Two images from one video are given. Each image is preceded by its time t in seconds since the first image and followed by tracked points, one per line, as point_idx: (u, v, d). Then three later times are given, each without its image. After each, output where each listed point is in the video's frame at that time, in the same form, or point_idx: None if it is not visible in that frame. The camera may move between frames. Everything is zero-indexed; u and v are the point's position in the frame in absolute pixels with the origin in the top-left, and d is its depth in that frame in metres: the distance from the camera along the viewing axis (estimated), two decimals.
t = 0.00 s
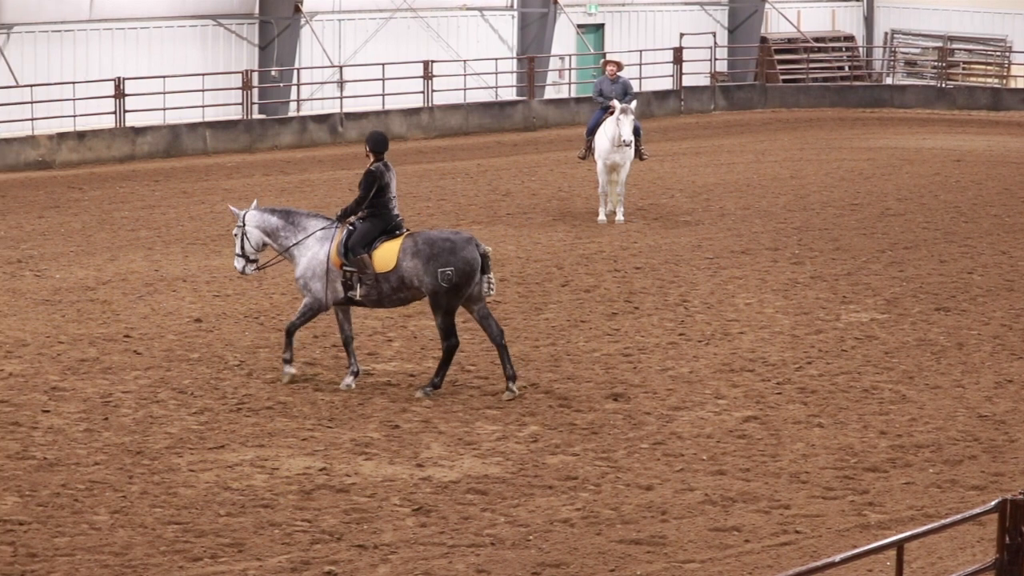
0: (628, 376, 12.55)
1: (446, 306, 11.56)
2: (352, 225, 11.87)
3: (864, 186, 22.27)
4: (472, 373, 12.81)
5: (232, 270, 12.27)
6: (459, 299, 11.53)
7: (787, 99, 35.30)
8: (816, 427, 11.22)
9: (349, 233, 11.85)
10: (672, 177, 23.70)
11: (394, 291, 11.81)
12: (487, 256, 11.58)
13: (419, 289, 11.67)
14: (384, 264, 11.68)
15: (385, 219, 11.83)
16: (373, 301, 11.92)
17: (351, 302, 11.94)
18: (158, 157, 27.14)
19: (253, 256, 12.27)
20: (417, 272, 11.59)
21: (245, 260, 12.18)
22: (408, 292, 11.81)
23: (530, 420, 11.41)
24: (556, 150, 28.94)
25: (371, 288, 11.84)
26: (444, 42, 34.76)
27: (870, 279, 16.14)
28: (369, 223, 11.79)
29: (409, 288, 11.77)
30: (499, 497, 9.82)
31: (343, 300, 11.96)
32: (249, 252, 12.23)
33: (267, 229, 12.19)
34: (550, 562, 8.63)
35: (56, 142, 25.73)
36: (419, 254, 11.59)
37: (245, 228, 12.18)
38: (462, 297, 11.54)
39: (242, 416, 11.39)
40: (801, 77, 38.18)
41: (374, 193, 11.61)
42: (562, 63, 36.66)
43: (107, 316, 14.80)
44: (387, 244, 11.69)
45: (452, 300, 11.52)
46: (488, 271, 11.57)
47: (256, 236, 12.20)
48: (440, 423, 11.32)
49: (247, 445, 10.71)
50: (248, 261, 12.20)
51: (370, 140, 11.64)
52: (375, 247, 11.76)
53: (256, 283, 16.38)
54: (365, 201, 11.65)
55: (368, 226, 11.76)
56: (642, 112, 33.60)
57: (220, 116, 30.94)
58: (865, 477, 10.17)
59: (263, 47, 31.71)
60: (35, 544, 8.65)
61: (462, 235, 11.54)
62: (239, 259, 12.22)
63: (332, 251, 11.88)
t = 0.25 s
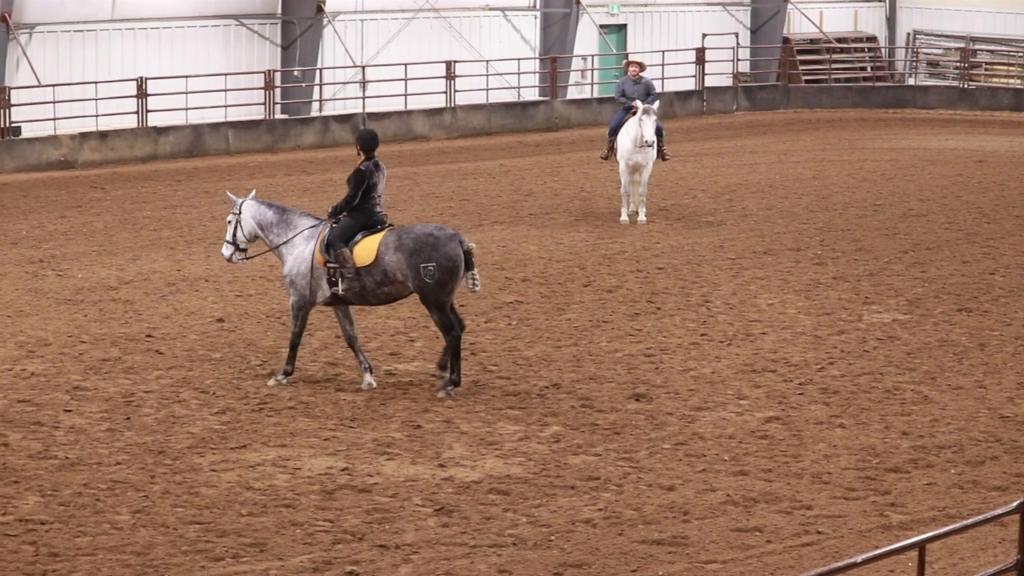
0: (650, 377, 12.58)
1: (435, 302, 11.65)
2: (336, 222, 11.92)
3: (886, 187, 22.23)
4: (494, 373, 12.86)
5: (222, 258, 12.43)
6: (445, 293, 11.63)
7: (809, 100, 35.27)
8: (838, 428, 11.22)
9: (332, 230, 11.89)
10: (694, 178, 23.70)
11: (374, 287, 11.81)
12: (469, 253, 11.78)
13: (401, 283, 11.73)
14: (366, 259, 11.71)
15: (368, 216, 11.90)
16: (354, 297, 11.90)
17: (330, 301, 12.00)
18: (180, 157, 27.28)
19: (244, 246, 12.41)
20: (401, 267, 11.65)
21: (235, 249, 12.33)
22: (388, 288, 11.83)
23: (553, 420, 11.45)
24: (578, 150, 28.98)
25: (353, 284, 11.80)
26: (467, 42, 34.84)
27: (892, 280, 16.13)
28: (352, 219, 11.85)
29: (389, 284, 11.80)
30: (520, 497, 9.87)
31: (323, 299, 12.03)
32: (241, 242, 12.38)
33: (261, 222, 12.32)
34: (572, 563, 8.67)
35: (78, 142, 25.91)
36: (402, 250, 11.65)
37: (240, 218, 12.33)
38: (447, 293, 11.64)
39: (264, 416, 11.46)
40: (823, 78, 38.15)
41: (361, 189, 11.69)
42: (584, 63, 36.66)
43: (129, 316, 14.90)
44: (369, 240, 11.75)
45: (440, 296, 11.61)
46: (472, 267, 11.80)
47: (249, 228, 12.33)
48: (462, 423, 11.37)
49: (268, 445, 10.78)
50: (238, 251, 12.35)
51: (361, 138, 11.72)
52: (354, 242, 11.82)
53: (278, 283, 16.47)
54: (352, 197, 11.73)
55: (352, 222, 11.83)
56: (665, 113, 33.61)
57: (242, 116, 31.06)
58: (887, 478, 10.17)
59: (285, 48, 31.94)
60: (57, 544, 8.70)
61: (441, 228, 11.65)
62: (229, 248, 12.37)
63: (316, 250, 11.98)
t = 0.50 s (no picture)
0: (668, 377, 12.60)
1: (422, 306, 11.72)
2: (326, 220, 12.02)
3: (905, 187, 22.19)
4: (513, 373, 12.90)
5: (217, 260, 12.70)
6: (434, 297, 11.68)
7: (828, 101, 35.24)
8: (857, 428, 11.23)
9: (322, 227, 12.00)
10: (713, 178, 23.69)
11: (362, 287, 11.94)
12: (458, 259, 11.80)
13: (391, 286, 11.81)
14: (353, 259, 11.84)
15: (358, 215, 11.99)
16: (342, 295, 12.05)
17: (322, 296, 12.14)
18: (199, 157, 27.41)
19: (236, 247, 12.64)
20: (388, 269, 11.74)
21: (227, 252, 12.57)
22: (377, 288, 11.94)
23: (571, 420, 11.49)
24: (596, 151, 29.00)
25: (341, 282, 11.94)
26: (486, 43, 34.99)
27: (911, 280, 16.11)
28: (342, 218, 11.94)
29: (377, 284, 11.91)
30: (539, 497, 9.91)
31: (316, 294, 12.17)
32: (233, 243, 12.62)
33: (250, 223, 12.51)
34: (590, 563, 8.70)
35: (97, 142, 26.07)
36: (390, 252, 11.73)
37: (229, 220, 12.55)
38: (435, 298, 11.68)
39: (283, 416, 11.52)
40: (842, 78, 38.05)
41: (350, 189, 11.76)
42: (603, 63, 36.66)
43: (149, 316, 14.99)
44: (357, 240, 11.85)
45: (429, 299, 11.65)
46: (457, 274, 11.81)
47: (239, 230, 12.55)
48: (481, 423, 11.42)
49: (287, 445, 10.84)
50: (230, 253, 12.59)
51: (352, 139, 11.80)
52: (343, 241, 11.92)
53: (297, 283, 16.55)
54: (341, 197, 11.80)
55: (341, 221, 11.92)
56: (683, 113, 33.62)
57: (261, 116, 31.23)
58: (905, 479, 10.18)
59: (304, 47, 32.23)
60: (75, 544, 8.74)
61: (429, 232, 11.69)
62: (221, 250, 12.63)
63: (306, 246, 12.14)
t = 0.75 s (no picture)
0: (689, 378, 12.63)
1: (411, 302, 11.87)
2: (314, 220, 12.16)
3: (926, 188, 22.15)
4: (533, 373, 12.95)
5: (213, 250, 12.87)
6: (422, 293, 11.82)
7: (849, 101, 35.18)
8: (877, 429, 11.24)
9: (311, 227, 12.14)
10: (734, 179, 23.68)
11: (352, 285, 12.09)
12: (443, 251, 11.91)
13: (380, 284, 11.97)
14: (341, 258, 11.97)
15: (345, 214, 12.12)
16: (335, 294, 12.20)
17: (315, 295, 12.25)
18: (221, 157, 27.55)
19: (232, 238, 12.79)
20: (376, 269, 11.88)
21: (222, 242, 12.73)
22: (366, 286, 12.08)
23: (592, 420, 11.53)
24: (617, 151, 29.04)
25: (332, 281, 12.10)
26: (508, 43, 35.06)
27: (932, 281, 16.09)
28: (330, 218, 12.08)
29: (367, 283, 12.05)
30: (560, 497, 9.95)
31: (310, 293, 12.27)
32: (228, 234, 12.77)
33: (244, 217, 12.64)
34: (611, 563, 8.73)
35: (118, 142, 26.23)
36: (376, 251, 11.86)
37: (225, 212, 12.69)
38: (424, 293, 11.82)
39: (304, 416, 11.59)
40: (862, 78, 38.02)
41: (336, 188, 11.90)
42: (625, 64, 36.67)
43: (169, 316, 15.08)
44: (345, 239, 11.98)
45: (416, 295, 11.77)
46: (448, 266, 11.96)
47: (234, 221, 12.69)
48: (501, 423, 11.47)
49: (308, 445, 10.91)
50: (225, 244, 12.75)
51: (339, 137, 11.94)
52: (332, 240, 12.05)
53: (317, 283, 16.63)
54: (328, 196, 11.94)
55: (329, 220, 12.06)
56: (705, 113, 33.62)
57: (282, 116, 31.43)
58: (926, 480, 10.18)
59: (325, 47, 32.31)
60: (95, 544, 8.81)
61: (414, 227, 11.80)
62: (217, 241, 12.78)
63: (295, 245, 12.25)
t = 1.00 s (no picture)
0: (703, 378, 12.64)
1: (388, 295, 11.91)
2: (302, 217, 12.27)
3: (940, 189, 22.12)
4: (547, 373, 12.98)
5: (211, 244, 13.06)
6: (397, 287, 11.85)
7: (864, 101, 35.15)
8: (891, 429, 11.24)
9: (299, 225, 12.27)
10: (749, 179, 23.67)
11: (337, 281, 12.14)
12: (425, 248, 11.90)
13: (357, 279, 11.97)
14: (325, 255, 12.05)
15: (331, 212, 12.20)
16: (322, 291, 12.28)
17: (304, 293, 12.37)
18: (235, 156, 27.65)
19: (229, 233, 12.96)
20: (355, 263, 11.90)
21: (219, 238, 12.91)
22: (350, 282, 12.12)
23: (606, 420, 11.56)
24: (632, 151, 29.06)
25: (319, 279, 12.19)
26: (522, 43, 35.14)
27: (947, 282, 16.07)
28: (316, 216, 12.18)
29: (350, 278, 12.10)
30: (574, 498, 9.98)
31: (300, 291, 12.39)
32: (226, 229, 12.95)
33: (240, 213, 12.79)
34: (625, 564, 8.75)
35: (132, 142, 26.35)
36: (357, 246, 11.90)
37: (222, 207, 12.85)
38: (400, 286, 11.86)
39: (318, 416, 11.64)
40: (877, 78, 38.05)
41: (321, 185, 11.99)
42: (639, 64, 36.71)
43: (184, 315, 15.14)
44: (329, 235, 12.06)
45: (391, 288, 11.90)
46: (428, 263, 11.95)
47: (230, 217, 12.85)
48: (515, 424, 11.50)
49: (322, 445, 10.95)
50: (222, 239, 12.92)
51: (327, 134, 12.07)
52: (317, 238, 12.15)
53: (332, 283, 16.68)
54: (312, 193, 12.03)
55: (315, 218, 12.16)
56: (719, 113, 33.63)
57: (296, 116, 31.55)
58: (940, 480, 10.19)
59: (339, 47, 32.51)
60: (109, 544, 8.85)
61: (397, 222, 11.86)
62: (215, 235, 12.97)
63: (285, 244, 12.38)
